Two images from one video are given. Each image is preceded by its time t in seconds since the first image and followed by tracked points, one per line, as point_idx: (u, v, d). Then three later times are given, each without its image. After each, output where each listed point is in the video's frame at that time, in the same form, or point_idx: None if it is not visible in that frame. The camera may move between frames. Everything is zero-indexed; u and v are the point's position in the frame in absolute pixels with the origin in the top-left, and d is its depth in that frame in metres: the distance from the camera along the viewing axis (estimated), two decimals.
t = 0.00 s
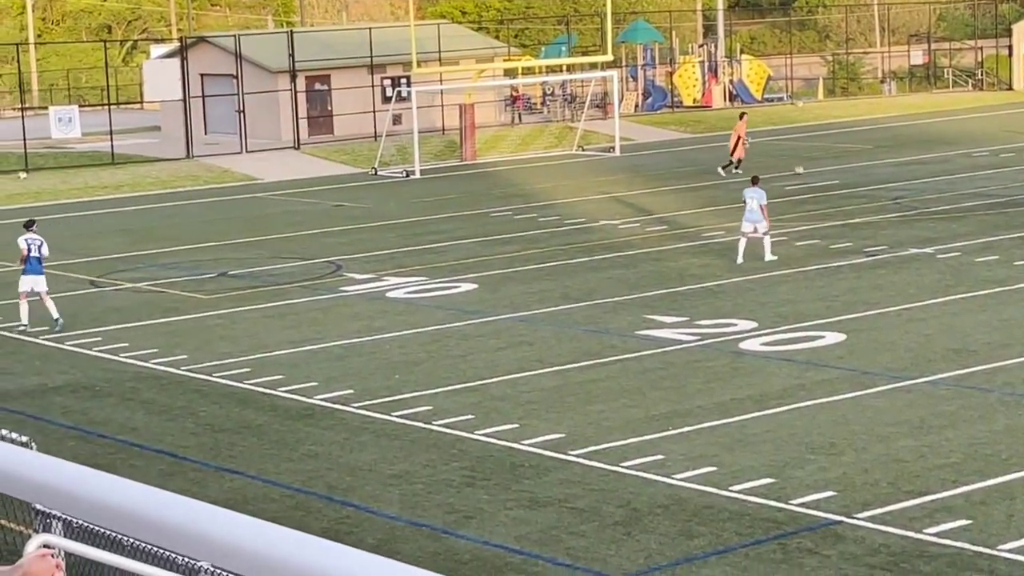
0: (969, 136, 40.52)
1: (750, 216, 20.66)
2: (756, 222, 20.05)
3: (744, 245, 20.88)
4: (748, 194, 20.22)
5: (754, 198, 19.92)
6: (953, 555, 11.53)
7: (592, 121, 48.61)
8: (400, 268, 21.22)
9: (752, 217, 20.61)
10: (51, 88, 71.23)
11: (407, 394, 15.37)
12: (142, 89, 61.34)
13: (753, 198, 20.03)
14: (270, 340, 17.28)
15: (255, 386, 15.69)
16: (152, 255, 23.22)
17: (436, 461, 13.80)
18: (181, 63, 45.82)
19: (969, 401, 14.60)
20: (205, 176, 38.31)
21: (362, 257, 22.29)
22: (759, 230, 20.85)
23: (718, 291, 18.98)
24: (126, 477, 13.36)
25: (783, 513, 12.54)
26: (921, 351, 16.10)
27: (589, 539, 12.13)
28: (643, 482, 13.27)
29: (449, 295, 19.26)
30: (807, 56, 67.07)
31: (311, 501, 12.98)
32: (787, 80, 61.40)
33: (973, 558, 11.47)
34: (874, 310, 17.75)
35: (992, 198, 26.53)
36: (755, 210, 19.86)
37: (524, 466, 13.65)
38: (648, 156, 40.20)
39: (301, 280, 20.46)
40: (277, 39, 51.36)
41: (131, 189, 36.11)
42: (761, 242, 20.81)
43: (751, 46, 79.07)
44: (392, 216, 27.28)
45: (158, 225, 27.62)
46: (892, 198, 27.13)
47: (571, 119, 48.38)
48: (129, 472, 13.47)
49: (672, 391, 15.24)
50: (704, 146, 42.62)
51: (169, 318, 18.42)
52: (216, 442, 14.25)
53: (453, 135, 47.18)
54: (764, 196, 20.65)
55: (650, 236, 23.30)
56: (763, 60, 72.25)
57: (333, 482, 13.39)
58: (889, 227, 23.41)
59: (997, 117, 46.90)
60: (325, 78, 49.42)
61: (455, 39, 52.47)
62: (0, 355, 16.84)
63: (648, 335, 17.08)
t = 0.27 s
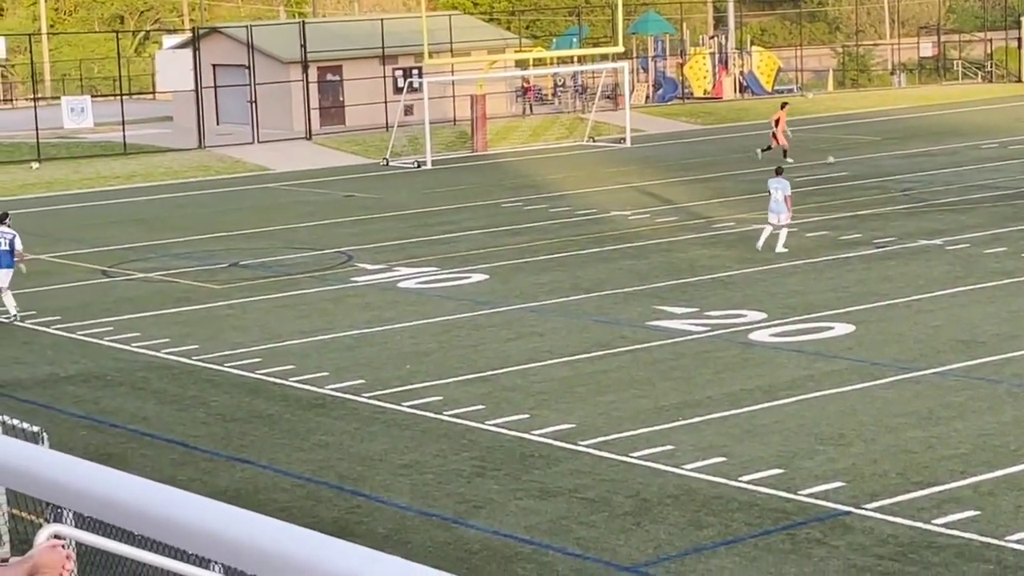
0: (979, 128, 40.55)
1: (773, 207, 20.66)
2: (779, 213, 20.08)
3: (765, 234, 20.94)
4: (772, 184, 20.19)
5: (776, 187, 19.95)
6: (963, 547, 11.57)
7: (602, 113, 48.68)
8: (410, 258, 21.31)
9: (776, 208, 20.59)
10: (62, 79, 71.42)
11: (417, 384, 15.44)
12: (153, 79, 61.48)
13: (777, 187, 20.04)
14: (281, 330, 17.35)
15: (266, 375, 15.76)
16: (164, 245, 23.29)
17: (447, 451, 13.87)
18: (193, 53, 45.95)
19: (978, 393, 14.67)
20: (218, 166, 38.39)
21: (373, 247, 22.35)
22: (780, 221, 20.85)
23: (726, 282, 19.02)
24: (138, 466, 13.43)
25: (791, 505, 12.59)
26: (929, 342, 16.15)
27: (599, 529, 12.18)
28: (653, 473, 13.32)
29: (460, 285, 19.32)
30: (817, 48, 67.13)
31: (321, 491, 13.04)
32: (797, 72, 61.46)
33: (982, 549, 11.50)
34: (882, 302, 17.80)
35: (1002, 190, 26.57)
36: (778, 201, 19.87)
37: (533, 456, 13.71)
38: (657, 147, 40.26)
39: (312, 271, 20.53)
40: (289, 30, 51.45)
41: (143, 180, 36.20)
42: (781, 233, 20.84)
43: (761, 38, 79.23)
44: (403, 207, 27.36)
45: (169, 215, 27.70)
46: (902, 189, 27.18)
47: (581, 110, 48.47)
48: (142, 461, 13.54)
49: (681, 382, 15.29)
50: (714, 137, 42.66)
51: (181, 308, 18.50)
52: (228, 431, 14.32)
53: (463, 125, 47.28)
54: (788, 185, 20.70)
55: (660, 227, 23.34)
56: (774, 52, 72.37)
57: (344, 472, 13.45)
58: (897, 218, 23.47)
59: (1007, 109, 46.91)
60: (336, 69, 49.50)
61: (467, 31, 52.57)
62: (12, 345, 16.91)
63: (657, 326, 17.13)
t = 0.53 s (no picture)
0: (983, 118, 40.51)
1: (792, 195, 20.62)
2: (796, 200, 20.04)
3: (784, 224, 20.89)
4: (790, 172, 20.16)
5: (796, 173, 19.95)
6: (967, 537, 11.58)
7: (608, 103, 48.62)
8: (415, 248, 21.33)
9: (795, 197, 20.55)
10: (69, 68, 71.47)
11: (422, 373, 15.45)
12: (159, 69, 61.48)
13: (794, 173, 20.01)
14: (286, 319, 17.37)
15: (271, 365, 15.78)
16: (169, 234, 23.31)
17: (452, 440, 13.89)
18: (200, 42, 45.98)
19: (983, 382, 14.66)
20: (224, 156, 38.41)
21: (378, 237, 22.36)
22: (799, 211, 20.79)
23: (731, 272, 19.01)
24: (144, 455, 13.45)
25: (795, 494, 12.59)
26: (934, 332, 16.15)
27: (604, 519, 12.20)
28: (658, 462, 13.33)
29: (465, 275, 19.33)
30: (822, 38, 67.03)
31: (326, 480, 13.06)
32: (802, 62, 61.35)
33: (986, 540, 11.50)
34: (887, 292, 17.79)
35: (1007, 180, 26.53)
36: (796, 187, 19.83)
37: (537, 446, 13.72)
38: (662, 136, 40.24)
39: (318, 260, 20.54)
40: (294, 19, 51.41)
41: (148, 169, 36.22)
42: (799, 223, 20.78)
43: (767, 28, 79.12)
44: (408, 196, 27.38)
45: (176, 204, 27.72)
46: (907, 180, 27.15)
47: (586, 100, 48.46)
48: (147, 450, 13.56)
49: (686, 371, 15.30)
50: (719, 127, 42.60)
51: (186, 297, 18.52)
52: (233, 420, 14.34)
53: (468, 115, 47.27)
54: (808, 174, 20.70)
55: (665, 217, 23.35)
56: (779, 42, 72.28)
57: (349, 461, 13.46)
58: (902, 208, 23.46)
59: (1012, 99, 46.85)
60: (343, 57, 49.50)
61: (473, 20, 52.55)
62: (18, 334, 16.94)
63: (661, 316, 17.13)
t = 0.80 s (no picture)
0: (977, 111, 40.86)
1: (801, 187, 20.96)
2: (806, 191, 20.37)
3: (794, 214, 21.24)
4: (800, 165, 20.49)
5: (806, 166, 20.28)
6: (956, 521, 11.88)
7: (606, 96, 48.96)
8: (415, 238, 21.63)
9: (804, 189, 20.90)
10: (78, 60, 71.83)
11: (424, 361, 15.75)
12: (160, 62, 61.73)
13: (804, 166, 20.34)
14: (290, 308, 17.67)
15: (276, 352, 16.08)
16: (174, 225, 23.61)
17: (453, 425, 14.19)
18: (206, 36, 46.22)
19: (972, 370, 14.97)
20: (229, 148, 38.70)
21: (380, 227, 22.65)
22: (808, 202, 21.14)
23: (726, 262, 19.32)
24: (150, 441, 13.74)
25: (788, 479, 12.90)
26: (925, 321, 16.46)
27: (601, 503, 12.50)
28: (654, 448, 13.63)
29: (466, 265, 19.64)
30: (817, 33, 67.35)
31: (330, 465, 13.35)
32: (798, 55, 61.70)
33: (975, 523, 11.80)
34: (879, 282, 18.09)
35: (996, 172, 26.87)
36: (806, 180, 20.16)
37: (537, 432, 14.02)
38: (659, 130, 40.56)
39: (321, 250, 20.84)
40: (297, 14, 51.59)
41: (154, 161, 36.49)
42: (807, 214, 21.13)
43: (762, 24, 79.50)
44: (409, 187, 27.69)
45: (179, 195, 28.01)
46: (896, 172, 27.51)
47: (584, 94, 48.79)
48: (155, 436, 13.86)
49: (682, 359, 15.61)
50: (715, 120, 42.95)
51: (191, 286, 18.82)
52: (239, 406, 14.64)
53: (467, 108, 47.58)
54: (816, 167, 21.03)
55: (661, 208, 23.67)
56: (774, 36, 72.62)
57: (352, 446, 13.76)
58: (895, 200, 23.78)
59: (1005, 93, 47.23)
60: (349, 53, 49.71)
61: (473, 15, 52.86)
62: (27, 322, 17.24)
63: (658, 305, 17.44)
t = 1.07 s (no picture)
0: (953, 109, 41.64)
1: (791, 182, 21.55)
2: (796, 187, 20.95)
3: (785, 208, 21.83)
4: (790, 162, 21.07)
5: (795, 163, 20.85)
6: (923, 502, 12.43)
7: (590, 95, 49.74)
8: (404, 231, 22.22)
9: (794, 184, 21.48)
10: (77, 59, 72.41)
11: (414, 349, 16.33)
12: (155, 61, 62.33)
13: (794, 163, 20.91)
14: (285, 298, 18.23)
15: (271, 341, 16.65)
16: (171, 219, 24.15)
17: (441, 411, 14.76)
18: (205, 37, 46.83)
19: (942, 357, 15.55)
20: (230, 144, 39.29)
21: (372, 221, 23.22)
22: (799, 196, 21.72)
23: (706, 255, 19.90)
24: (151, 425, 14.30)
25: (764, 462, 13.44)
26: (898, 311, 17.04)
27: (584, 485, 13.06)
28: (636, 433, 14.19)
29: (455, 257, 20.21)
30: (794, 34, 68.26)
31: (325, 449, 13.91)
32: (776, 56, 62.61)
33: (942, 505, 12.35)
34: (855, 273, 18.68)
35: (969, 167, 27.52)
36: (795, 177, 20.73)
37: (522, 417, 14.58)
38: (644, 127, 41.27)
39: (314, 243, 21.42)
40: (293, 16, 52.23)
41: (154, 157, 37.02)
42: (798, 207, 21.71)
43: (740, 27, 80.53)
44: (398, 183, 28.29)
45: (175, 190, 28.57)
46: (871, 167, 28.13)
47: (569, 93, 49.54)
48: (155, 421, 14.41)
49: (662, 347, 16.18)
50: (696, 118, 43.61)
51: (188, 278, 19.39)
52: (235, 392, 15.20)
53: (456, 107, 48.28)
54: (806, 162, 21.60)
55: (644, 202, 24.27)
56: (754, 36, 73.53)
57: (344, 431, 14.33)
58: (870, 194, 24.43)
59: (981, 92, 48.13)
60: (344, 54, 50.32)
61: (462, 16, 53.60)
62: (31, 313, 17.78)
63: (640, 296, 18.01)
